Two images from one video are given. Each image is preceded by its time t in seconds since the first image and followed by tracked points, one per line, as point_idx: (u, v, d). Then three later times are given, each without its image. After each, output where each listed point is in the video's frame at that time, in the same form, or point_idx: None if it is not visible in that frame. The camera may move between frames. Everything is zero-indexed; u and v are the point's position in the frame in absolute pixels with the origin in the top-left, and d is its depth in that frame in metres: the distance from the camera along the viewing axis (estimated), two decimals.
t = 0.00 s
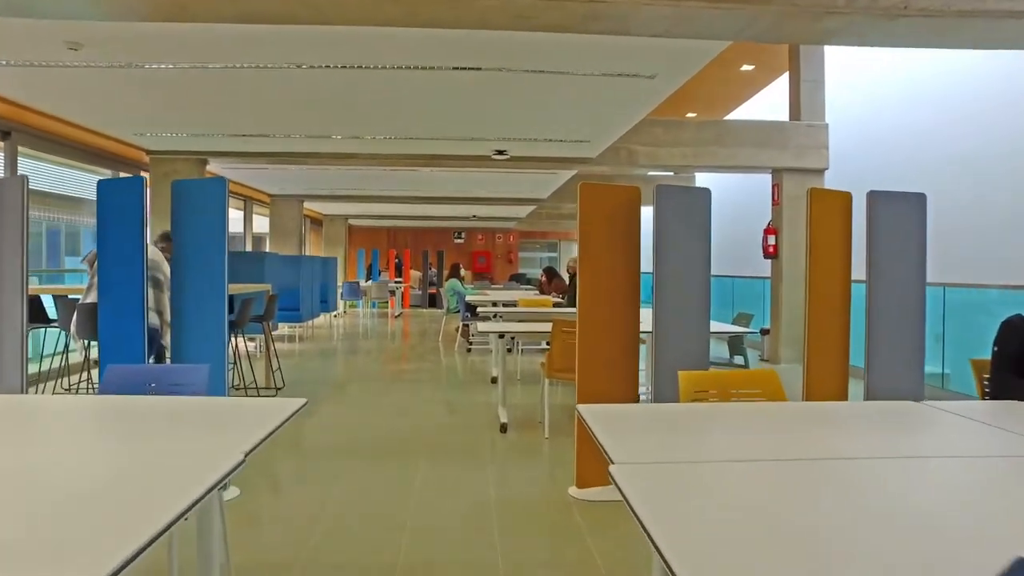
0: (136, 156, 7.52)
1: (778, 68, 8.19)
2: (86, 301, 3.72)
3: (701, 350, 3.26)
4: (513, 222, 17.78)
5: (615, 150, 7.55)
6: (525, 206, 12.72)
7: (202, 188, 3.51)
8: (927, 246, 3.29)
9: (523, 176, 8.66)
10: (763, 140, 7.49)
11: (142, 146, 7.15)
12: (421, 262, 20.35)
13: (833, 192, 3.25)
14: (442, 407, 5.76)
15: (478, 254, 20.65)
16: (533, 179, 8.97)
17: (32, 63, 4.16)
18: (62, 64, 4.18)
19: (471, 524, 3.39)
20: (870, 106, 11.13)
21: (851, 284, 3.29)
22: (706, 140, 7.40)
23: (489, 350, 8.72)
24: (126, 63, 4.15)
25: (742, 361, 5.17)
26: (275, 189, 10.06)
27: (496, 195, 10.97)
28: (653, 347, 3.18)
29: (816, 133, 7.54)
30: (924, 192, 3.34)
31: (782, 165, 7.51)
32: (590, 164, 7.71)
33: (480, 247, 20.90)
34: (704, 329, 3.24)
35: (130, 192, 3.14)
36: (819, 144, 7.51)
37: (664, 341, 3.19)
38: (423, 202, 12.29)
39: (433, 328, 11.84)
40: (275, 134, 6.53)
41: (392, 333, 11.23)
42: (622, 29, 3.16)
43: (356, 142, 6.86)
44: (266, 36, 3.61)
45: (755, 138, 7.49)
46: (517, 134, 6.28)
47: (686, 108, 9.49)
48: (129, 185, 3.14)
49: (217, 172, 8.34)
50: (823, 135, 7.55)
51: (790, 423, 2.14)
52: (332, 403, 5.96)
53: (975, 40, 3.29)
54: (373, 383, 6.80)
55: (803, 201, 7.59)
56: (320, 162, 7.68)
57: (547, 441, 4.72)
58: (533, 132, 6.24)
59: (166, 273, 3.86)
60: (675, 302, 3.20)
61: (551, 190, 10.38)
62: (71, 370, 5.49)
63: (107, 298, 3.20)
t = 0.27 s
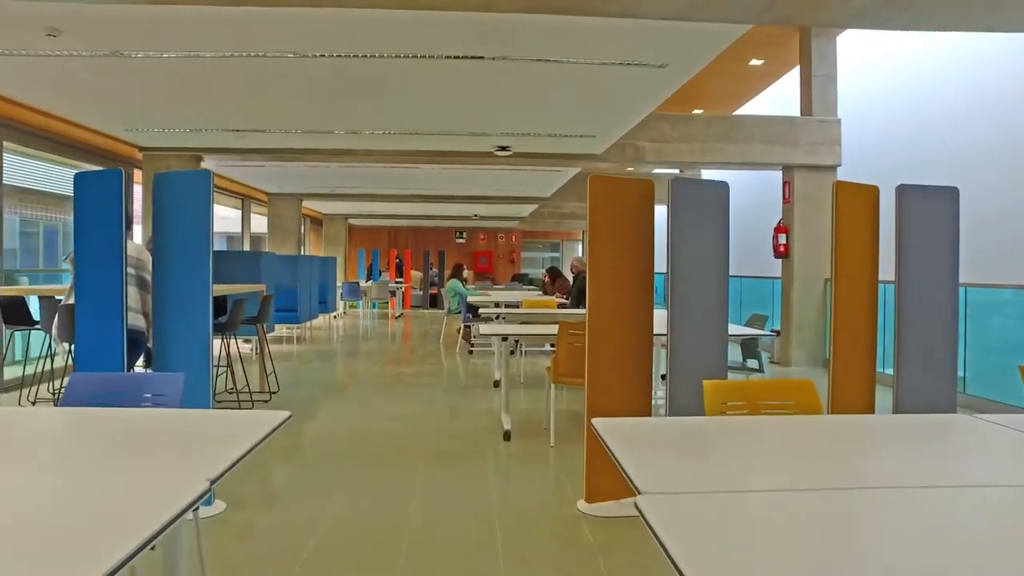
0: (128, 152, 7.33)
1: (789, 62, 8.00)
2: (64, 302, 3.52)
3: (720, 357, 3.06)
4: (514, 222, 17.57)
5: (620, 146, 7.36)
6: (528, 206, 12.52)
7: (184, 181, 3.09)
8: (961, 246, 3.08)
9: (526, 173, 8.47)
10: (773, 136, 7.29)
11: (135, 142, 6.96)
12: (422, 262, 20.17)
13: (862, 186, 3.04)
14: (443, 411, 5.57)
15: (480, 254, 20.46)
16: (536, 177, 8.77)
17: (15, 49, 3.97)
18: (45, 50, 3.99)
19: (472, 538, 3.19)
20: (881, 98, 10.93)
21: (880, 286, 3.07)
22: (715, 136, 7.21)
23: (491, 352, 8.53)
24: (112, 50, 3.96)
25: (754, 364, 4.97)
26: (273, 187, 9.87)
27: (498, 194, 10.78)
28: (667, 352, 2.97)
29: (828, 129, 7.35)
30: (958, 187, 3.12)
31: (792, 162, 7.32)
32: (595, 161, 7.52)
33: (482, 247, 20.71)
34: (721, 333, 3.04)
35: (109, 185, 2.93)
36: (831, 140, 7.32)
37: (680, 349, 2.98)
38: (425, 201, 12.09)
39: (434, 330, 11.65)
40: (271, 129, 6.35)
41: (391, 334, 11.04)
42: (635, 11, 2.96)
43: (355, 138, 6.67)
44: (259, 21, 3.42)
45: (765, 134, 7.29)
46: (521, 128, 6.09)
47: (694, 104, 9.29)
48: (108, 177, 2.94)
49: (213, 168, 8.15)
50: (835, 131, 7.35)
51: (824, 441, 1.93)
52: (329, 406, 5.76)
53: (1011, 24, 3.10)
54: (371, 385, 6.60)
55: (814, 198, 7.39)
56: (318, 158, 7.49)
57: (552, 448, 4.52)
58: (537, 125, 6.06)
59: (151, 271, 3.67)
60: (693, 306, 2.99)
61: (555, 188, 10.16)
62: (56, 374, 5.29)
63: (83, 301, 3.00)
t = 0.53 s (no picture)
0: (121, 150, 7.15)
1: (798, 57, 7.80)
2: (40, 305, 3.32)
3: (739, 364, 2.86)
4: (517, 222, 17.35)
5: (626, 143, 7.16)
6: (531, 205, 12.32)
7: (163, 175, 2.85)
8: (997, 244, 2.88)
9: (529, 171, 8.27)
10: (783, 133, 7.08)
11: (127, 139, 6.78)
12: (423, 262, 19.99)
13: (891, 180, 2.84)
14: (443, 417, 5.38)
15: (481, 254, 20.27)
16: (539, 175, 8.57)
17: None
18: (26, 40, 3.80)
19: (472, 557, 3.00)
20: (890, 95, 10.71)
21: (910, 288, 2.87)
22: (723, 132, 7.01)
23: (492, 354, 8.34)
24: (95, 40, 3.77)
25: (768, 369, 4.77)
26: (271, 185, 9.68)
27: (501, 192, 10.58)
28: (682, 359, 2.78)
29: (839, 125, 7.14)
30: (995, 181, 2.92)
31: (802, 159, 7.11)
32: (600, 159, 7.32)
33: (483, 247, 20.51)
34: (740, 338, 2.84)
35: (84, 182, 2.74)
36: (842, 137, 7.11)
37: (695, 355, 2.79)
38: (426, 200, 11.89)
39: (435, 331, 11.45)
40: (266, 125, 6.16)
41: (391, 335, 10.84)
42: None
43: (353, 134, 6.48)
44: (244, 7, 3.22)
45: (774, 130, 7.09)
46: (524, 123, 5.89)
47: (701, 100, 9.10)
48: (82, 172, 2.75)
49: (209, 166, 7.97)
50: (846, 128, 7.14)
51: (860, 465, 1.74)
52: (326, 411, 5.57)
53: None
54: (369, 389, 6.41)
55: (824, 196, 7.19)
56: (316, 156, 7.30)
57: (557, 457, 4.32)
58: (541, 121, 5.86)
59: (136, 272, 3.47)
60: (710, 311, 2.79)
61: (558, 187, 9.97)
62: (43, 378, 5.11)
63: (58, 308, 2.81)
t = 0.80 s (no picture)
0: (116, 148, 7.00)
1: (806, 53, 7.63)
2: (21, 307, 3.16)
3: (755, 369, 2.70)
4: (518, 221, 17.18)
5: (630, 141, 7.01)
6: (533, 204, 12.16)
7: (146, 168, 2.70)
8: None
9: (532, 169, 8.12)
10: (791, 130, 6.93)
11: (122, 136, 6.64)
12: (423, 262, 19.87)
13: (918, 175, 2.68)
14: (444, 421, 5.23)
15: (482, 254, 20.14)
16: (542, 173, 8.42)
17: None
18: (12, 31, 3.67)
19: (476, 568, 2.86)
20: (899, 92, 10.51)
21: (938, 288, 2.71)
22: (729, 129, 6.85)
23: (494, 356, 8.19)
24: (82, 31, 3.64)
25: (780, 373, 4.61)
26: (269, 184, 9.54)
27: (503, 191, 10.42)
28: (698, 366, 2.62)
29: (848, 122, 6.98)
30: None
31: (810, 157, 6.95)
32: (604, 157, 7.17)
33: (485, 247, 20.37)
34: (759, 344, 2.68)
35: (62, 175, 2.61)
36: (851, 134, 6.95)
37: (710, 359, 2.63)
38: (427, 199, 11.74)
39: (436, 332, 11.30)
40: (262, 121, 6.01)
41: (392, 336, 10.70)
42: None
43: (351, 132, 6.33)
44: None
45: (781, 128, 6.94)
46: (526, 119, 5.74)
47: (707, 97, 8.94)
48: (60, 168, 2.61)
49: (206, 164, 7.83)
50: (855, 125, 6.98)
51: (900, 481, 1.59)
52: (324, 414, 5.43)
53: None
54: (369, 392, 6.27)
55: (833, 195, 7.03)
56: (314, 154, 7.16)
57: (562, 463, 4.17)
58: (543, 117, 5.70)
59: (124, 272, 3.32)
60: (726, 312, 2.63)
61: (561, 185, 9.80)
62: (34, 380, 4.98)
63: (35, 313, 2.67)
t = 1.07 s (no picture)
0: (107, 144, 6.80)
1: (818, 47, 7.41)
2: None
3: (780, 376, 2.49)
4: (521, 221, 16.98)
5: (637, 137, 6.80)
6: (536, 202, 11.94)
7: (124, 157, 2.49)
8: None
9: (536, 167, 7.90)
10: (804, 126, 6.71)
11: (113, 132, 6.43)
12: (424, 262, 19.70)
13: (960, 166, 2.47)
14: (446, 427, 5.02)
15: (484, 254, 19.97)
16: (546, 170, 8.20)
17: None
18: None
19: None
20: (910, 87, 10.30)
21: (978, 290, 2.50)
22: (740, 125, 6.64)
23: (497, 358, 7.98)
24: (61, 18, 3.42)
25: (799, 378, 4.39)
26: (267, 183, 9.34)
27: (506, 189, 10.21)
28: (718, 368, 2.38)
29: (862, 118, 6.76)
30: None
31: (824, 154, 6.74)
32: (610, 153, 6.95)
33: (487, 246, 20.19)
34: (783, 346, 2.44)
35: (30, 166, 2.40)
36: (865, 130, 6.73)
37: (736, 367, 2.41)
38: (428, 198, 11.54)
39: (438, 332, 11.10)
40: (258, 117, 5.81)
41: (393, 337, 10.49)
42: None
43: (350, 127, 6.12)
44: None
45: (794, 123, 6.72)
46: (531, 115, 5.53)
47: (715, 92, 8.72)
48: (28, 158, 2.41)
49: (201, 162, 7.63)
50: (870, 120, 6.76)
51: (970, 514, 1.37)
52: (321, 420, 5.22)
53: None
54: (368, 396, 6.06)
55: (847, 193, 6.81)
56: (312, 150, 6.95)
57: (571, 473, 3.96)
58: (548, 113, 5.50)
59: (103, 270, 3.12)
60: (754, 314, 2.41)
61: (564, 184, 9.60)
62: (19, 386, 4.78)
63: None
